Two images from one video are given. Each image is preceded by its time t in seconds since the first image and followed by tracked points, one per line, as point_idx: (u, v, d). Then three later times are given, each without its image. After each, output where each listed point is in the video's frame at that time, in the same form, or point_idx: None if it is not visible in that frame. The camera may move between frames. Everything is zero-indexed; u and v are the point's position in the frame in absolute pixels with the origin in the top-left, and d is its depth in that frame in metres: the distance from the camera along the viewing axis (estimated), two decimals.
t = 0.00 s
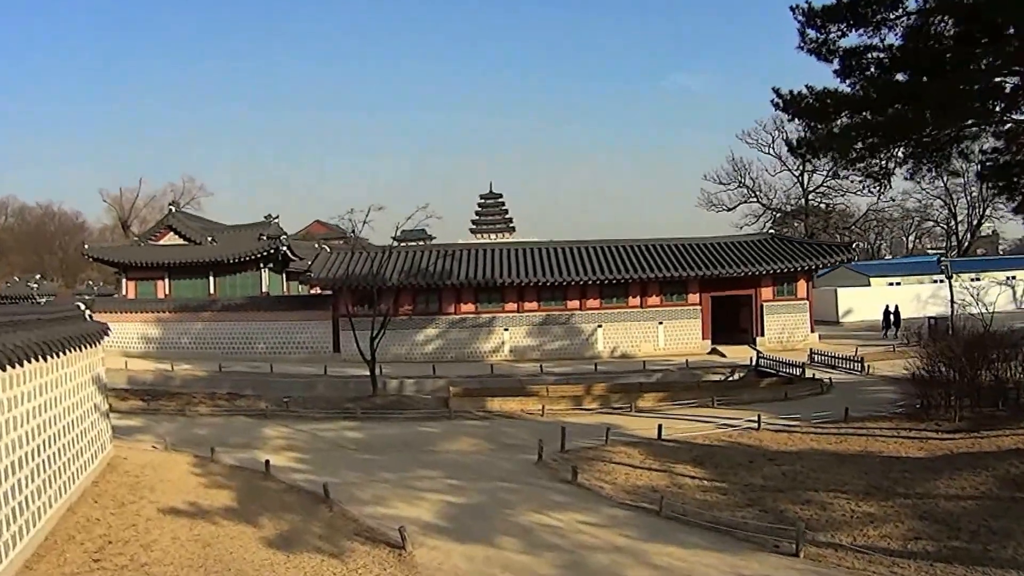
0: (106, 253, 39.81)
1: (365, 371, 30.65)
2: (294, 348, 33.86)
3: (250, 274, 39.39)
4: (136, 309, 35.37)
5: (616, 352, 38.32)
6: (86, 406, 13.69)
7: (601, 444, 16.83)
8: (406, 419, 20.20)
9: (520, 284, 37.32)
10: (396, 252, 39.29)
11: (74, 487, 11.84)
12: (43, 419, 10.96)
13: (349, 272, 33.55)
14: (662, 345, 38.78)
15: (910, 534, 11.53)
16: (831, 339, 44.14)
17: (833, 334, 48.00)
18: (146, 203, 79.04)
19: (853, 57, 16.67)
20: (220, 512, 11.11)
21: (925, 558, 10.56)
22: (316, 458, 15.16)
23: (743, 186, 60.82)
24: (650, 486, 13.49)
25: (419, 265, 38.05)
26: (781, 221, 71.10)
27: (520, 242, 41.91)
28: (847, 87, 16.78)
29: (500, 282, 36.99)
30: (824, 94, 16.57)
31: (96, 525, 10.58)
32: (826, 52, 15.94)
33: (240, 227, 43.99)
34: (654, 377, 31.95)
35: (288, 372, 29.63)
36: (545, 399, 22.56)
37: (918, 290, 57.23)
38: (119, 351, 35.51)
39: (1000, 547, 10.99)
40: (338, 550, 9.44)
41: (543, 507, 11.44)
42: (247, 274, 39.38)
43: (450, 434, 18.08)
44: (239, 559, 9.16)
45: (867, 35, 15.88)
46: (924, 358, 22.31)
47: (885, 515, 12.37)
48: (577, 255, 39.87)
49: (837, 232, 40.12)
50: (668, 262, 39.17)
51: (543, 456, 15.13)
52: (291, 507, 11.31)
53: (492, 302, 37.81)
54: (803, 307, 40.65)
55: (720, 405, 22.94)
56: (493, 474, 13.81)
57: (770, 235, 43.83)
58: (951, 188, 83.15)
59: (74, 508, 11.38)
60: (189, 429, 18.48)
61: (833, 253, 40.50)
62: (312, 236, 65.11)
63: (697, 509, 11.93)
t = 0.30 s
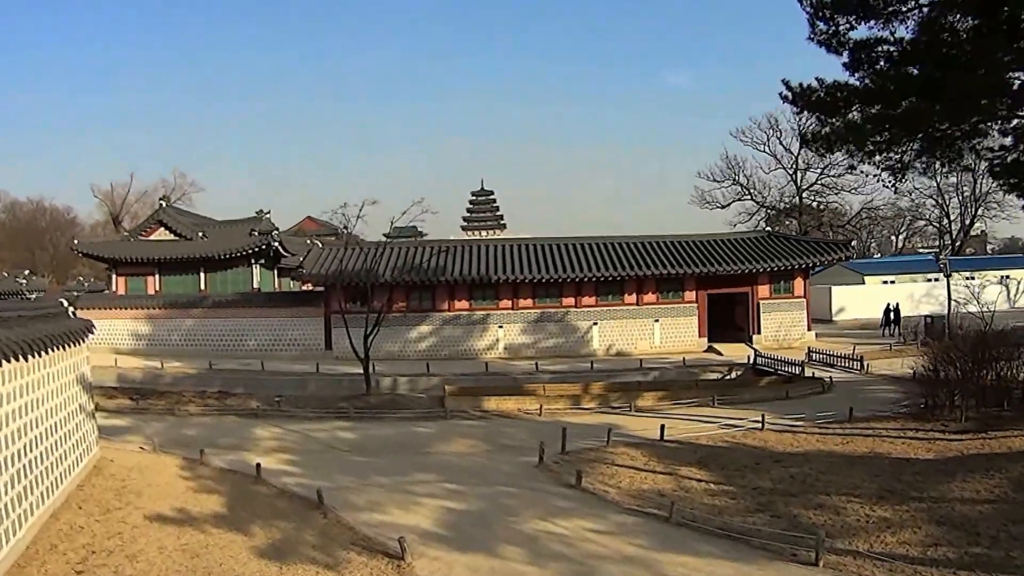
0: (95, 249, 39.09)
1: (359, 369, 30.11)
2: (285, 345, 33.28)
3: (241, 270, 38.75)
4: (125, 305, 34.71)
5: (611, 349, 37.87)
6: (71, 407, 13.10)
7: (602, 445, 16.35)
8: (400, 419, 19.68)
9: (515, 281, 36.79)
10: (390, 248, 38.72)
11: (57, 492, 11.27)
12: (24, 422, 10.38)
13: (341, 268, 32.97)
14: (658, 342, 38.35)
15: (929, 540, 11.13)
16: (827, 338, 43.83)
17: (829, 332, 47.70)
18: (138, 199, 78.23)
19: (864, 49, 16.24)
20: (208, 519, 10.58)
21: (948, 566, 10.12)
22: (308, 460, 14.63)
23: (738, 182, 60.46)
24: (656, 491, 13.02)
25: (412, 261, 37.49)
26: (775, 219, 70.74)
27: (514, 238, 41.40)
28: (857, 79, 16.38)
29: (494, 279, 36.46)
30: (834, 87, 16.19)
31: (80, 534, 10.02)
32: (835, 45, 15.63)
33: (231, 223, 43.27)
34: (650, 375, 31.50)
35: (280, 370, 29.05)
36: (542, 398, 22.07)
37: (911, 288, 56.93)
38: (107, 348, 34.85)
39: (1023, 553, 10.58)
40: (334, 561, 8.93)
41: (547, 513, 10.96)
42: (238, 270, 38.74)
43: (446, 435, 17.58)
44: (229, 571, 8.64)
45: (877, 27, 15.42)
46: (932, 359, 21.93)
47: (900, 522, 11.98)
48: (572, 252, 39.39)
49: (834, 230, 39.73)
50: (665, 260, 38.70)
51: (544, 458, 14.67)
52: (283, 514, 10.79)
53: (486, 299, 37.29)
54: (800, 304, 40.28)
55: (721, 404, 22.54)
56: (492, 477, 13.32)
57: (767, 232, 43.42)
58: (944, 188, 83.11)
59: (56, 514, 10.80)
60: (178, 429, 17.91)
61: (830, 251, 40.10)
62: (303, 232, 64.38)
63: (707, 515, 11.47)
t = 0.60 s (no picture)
0: (85, 244, 38.41)
1: (352, 367, 29.58)
2: (276, 342, 32.71)
3: (232, 265, 38.12)
4: (114, 302, 34.05)
5: (607, 347, 37.43)
6: (54, 408, 12.55)
7: (603, 446, 15.92)
8: (395, 418, 19.17)
9: (510, 277, 36.29)
10: (383, 244, 38.15)
11: (39, 497, 10.72)
12: (5, 424, 9.85)
13: (334, 264, 32.40)
14: (655, 339, 37.92)
15: (950, 546, 10.85)
16: (823, 336, 43.50)
17: (825, 330, 47.42)
18: (129, 194, 77.34)
19: (874, 41, 15.87)
20: (197, 527, 10.06)
21: (972, 572, 9.81)
22: (301, 462, 14.11)
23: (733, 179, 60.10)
24: (663, 495, 12.60)
25: (406, 257, 36.94)
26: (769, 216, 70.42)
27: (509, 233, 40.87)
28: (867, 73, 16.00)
29: (489, 276, 35.96)
30: (845, 79, 15.79)
31: (62, 543, 9.49)
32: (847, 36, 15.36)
33: (223, 217, 42.58)
34: (647, 373, 31.05)
35: (272, 367, 28.50)
36: (541, 397, 21.59)
37: (907, 286, 56.77)
38: (96, 345, 34.21)
39: None
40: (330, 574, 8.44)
41: (552, 521, 10.50)
42: (229, 266, 38.10)
43: (443, 435, 17.08)
44: None
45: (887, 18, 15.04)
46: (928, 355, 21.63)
47: (919, 527, 11.68)
48: (568, 248, 38.89)
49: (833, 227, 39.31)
50: (661, 256, 38.25)
51: (546, 459, 14.23)
52: (275, 521, 10.29)
53: (481, 296, 36.79)
54: (797, 302, 39.91)
55: (723, 403, 22.19)
56: (491, 481, 12.82)
57: (764, 229, 42.98)
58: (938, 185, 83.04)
59: (38, 522, 10.27)
60: (167, 430, 17.36)
61: (829, 248, 39.71)
62: (296, 228, 63.67)
63: (717, 521, 11.04)
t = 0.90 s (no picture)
0: (75, 239, 37.72)
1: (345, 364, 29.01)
2: (268, 339, 32.13)
3: (224, 260, 37.47)
4: (103, 298, 33.38)
5: (603, 343, 36.98)
6: (38, 409, 12.00)
7: (607, 447, 15.49)
8: (391, 418, 18.62)
9: (504, 273, 35.78)
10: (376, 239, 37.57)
11: (21, 504, 10.17)
12: None
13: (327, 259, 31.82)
14: (651, 336, 37.52)
15: (974, 552, 10.74)
16: (820, 334, 43.22)
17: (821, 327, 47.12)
18: (119, 189, 76.37)
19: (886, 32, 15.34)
20: (187, 536, 9.53)
21: None
22: (294, 465, 13.57)
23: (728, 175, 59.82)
24: (673, 501, 12.18)
25: (399, 253, 36.38)
26: (764, 213, 70.11)
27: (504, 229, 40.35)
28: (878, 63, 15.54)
29: (484, 271, 35.44)
30: (855, 71, 15.45)
31: (45, 554, 8.95)
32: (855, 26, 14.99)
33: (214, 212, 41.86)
34: (645, 370, 30.59)
35: (264, 365, 27.90)
36: (539, 395, 21.09)
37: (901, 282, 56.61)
38: (85, 341, 33.53)
39: None
40: None
41: (560, 528, 10.06)
42: (221, 261, 37.46)
43: (441, 435, 16.58)
44: None
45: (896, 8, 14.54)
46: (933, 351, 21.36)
47: (940, 529, 11.68)
48: (564, 244, 38.39)
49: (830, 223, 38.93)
50: (658, 252, 37.80)
51: (550, 460, 13.79)
52: (269, 530, 9.76)
53: (475, 292, 36.28)
54: (794, 298, 39.57)
55: (724, 401, 21.85)
56: (493, 484, 12.35)
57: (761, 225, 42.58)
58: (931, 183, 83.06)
59: (19, 531, 9.73)
60: (156, 430, 16.78)
61: (826, 245, 39.34)
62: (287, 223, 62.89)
63: (731, 527, 10.64)
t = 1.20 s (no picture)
0: (63, 235, 37.00)
1: (339, 362, 28.46)
2: (259, 336, 31.54)
3: (214, 257, 36.81)
4: (92, 294, 32.68)
5: (598, 341, 36.52)
6: (21, 410, 11.42)
7: (612, 449, 15.09)
8: (387, 418, 18.10)
9: (499, 270, 35.26)
10: (369, 234, 36.97)
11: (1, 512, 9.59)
12: None
13: (319, 255, 31.22)
14: (647, 334, 37.11)
15: (1000, 557, 10.38)
16: (816, 332, 42.88)
17: (817, 325, 46.79)
18: (108, 184, 75.32)
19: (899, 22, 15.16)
20: (177, 547, 8.98)
21: None
22: (288, 469, 13.04)
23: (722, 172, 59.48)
24: (685, 507, 11.73)
25: (392, 248, 35.78)
26: (757, 210, 69.88)
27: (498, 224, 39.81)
28: (889, 55, 15.39)
29: (478, 268, 34.90)
30: (868, 62, 15.20)
31: (27, 566, 8.39)
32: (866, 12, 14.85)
33: (204, 207, 41.15)
34: (643, 369, 30.15)
35: (255, 363, 27.28)
36: (538, 394, 20.59)
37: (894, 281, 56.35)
38: (73, 339, 32.83)
39: None
40: None
41: (571, 536, 9.57)
42: (211, 257, 36.80)
43: (439, 436, 16.06)
44: None
45: None
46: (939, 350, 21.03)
47: (960, 535, 11.29)
48: (559, 240, 37.88)
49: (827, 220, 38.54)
50: (654, 249, 37.33)
51: (556, 462, 13.36)
52: (264, 540, 9.23)
53: (469, 288, 35.72)
54: (791, 296, 39.20)
55: (727, 400, 21.65)
56: (496, 488, 11.85)
57: (757, 222, 42.16)
58: (923, 181, 83.13)
59: None
60: (145, 431, 16.20)
61: (823, 242, 38.95)
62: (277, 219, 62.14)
63: (749, 533, 10.20)
